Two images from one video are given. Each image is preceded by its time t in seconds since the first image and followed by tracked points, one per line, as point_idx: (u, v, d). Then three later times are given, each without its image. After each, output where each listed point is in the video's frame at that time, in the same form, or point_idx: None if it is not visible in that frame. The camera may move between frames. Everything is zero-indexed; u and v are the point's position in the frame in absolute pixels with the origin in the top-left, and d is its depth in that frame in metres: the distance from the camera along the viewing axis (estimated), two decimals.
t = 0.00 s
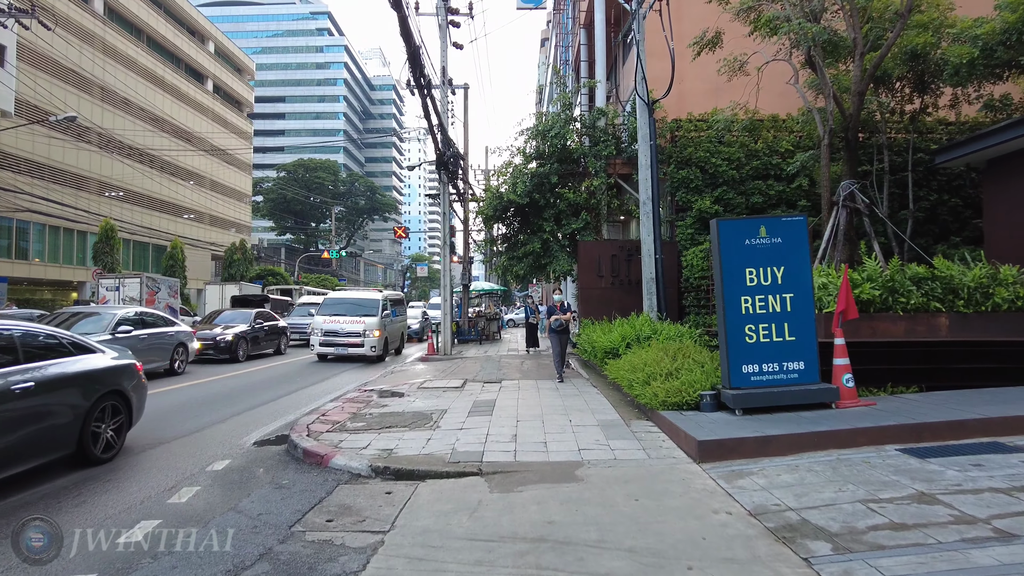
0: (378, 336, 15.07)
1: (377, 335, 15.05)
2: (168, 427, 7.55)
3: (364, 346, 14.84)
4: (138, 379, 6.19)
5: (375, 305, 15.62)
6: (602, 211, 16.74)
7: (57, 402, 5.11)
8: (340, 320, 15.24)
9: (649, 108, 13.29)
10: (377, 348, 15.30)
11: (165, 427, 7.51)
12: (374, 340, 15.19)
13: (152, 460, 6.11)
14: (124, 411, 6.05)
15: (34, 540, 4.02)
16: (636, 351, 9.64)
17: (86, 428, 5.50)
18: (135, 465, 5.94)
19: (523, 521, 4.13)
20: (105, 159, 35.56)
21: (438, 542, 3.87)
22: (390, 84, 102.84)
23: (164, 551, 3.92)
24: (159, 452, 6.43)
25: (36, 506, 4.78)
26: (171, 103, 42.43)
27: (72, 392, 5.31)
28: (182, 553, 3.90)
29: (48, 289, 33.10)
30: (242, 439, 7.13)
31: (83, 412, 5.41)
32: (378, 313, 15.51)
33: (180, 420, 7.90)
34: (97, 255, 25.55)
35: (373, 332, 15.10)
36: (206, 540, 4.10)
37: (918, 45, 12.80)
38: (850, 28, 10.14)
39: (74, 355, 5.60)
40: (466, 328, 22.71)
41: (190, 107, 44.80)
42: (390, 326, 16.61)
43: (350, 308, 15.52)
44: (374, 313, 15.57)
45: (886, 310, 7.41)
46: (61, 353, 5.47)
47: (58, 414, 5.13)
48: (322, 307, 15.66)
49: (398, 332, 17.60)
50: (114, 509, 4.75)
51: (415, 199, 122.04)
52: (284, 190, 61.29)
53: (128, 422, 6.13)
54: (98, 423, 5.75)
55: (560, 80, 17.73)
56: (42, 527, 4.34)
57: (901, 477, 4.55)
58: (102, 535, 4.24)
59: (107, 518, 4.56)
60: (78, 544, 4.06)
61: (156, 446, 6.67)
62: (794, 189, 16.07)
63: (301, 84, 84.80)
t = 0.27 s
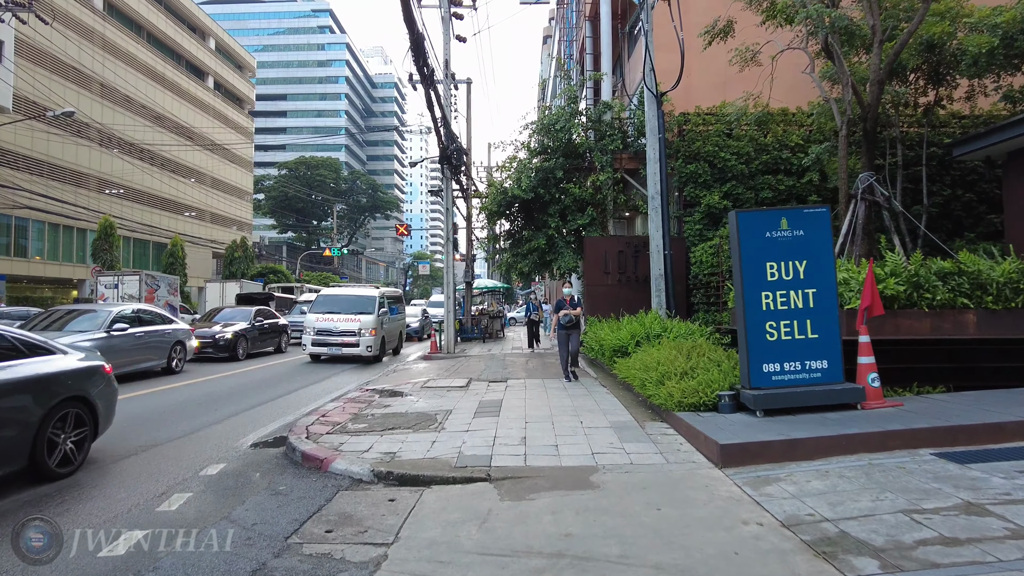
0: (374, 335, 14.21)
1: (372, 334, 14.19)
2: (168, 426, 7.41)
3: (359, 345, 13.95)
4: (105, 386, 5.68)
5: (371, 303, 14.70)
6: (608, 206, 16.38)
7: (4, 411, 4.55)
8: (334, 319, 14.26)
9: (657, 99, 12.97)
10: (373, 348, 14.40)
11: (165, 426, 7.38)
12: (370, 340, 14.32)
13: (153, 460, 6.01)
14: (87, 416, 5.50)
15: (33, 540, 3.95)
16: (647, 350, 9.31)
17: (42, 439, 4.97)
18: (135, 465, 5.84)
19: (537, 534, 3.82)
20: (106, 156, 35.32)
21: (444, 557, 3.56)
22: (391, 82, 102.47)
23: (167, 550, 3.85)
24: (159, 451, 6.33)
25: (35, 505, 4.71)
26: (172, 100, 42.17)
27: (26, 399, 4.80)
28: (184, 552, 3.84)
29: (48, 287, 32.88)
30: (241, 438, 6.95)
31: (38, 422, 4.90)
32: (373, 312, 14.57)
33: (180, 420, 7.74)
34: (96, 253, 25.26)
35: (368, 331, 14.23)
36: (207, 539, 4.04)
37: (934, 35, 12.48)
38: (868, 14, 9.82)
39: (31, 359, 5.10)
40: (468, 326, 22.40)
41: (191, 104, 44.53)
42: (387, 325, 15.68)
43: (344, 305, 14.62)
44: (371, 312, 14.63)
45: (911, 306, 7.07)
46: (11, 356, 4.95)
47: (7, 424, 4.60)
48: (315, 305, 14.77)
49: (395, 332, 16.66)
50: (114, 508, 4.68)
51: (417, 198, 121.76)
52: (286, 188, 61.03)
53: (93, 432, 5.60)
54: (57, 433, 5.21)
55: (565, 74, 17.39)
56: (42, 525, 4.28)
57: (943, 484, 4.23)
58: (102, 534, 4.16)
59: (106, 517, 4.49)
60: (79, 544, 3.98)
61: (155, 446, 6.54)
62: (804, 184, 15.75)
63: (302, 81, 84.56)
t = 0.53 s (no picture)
0: (368, 337, 13.13)
1: (367, 336, 13.13)
2: (167, 429, 7.30)
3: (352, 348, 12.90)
4: (62, 397, 5.15)
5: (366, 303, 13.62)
6: (614, 204, 16.00)
7: None
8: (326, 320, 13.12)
9: (666, 94, 12.61)
10: (369, 351, 13.36)
11: (164, 429, 7.28)
12: (364, 342, 13.28)
13: (153, 463, 5.97)
14: (39, 428, 4.93)
15: (33, 541, 3.95)
16: (658, 353, 8.94)
17: None
18: (135, 469, 5.81)
19: (552, 556, 3.50)
20: (105, 154, 35.03)
21: None
22: (393, 81, 102.04)
23: (169, 551, 3.87)
24: (160, 455, 6.28)
25: (36, 508, 4.71)
26: (172, 98, 41.86)
27: None
28: (184, 552, 3.85)
29: (47, 286, 32.59)
30: (242, 441, 6.81)
31: None
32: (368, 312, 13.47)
33: (180, 422, 7.63)
34: (93, 252, 24.92)
35: (362, 332, 13.14)
36: (208, 539, 4.05)
37: (952, 28, 12.11)
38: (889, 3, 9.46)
39: None
40: (471, 326, 22.05)
41: (191, 103, 44.23)
42: (383, 326, 14.60)
43: (336, 305, 13.54)
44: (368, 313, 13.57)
45: (939, 308, 6.69)
46: None
47: None
48: (305, 304, 13.67)
49: (391, 334, 15.62)
50: (113, 510, 4.68)
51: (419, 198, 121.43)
52: (286, 187, 60.71)
53: (49, 448, 5.04)
54: (4, 449, 4.64)
55: (571, 69, 17.02)
56: (41, 526, 4.30)
57: (992, 501, 3.89)
58: (101, 534, 4.17)
59: (106, 518, 4.49)
60: (78, 544, 4.00)
61: (155, 449, 6.45)
62: (815, 182, 15.39)
63: (304, 81, 84.29)
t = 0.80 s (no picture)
0: (360, 338, 11.95)
1: (359, 336, 11.92)
2: (169, 429, 7.14)
3: (343, 349, 11.73)
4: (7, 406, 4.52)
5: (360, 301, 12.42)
6: (618, 200, 15.60)
7: None
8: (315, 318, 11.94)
9: (674, 86, 12.26)
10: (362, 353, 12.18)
11: (165, 429, 7.12)
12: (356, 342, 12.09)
13: (155, 463, 5.85)
14: None
15: (33, 538, 3.87)
16: (667, 353, 8.57)
17: None
18: (138, 468, 5.68)
19: None
20: (103, 152, 34.72)
21: None
22: (394, 79, 101.64)
23: (174, 551, 3.80)
24: (162, 454, 6.14)
25: (37, 508, 4.62)
26: (171, 96, 41.55)
27: None
28: (171, 565, 3.60)
29: (45, 285, 32.28)
30: (245, 440, 6.65)
31: None
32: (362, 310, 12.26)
33: (181, 423, 7.45)
34: (89, 249, 24.57)
35: (354, 332, 11.95)
36: (190, 555, 3.73)
37: (968, 17, 11.76)
38: None
39: None
40: (472, 325, 21.70)
41: (190, 100, 43.92)
42: (378, 326, 13.40)
43: (326, 303, 12.32)
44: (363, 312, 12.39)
45: (967, 305, 6.34)
46: None
47: None
48: (292, 303, 12.47)
49: (387, 334, 14.43)
50: (115, 510, 4.59)
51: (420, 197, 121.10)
52: (287, 185, 60.38)
53: None
54: None
55: (574, 62, 16.66)
56: (42, 524, 4.23)
57: None
58: (103, 534, 4.09)
59: (108, 517, 4.42)
60: (82, 544, 3.90)
61: (157, 449, 6.31)
62: (824, 177, 15.04)
63: (304, 79, 83.98)
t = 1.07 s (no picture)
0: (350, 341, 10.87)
1: (349, 339, 10.84)
2: (170, 430, 7.09)
3: (332, 354, 10.66)
4: None
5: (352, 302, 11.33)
6: (623, 197, 15.21)
7: None
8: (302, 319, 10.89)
9: (681, 80, 11.94)
10: (354, 357, 11.11)
11: (167, 430, 7.07)
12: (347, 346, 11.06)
13: (157, 463, 5.83)
14: None
15: (34, 538, 3.90)
16: (676, 357, 8.26)
17: None
18: (140, 469, 5.67)
19: None
20: (101, 150, 34.44)
21: None
22: (394, 78, 101.21)
23: (172, 551, 3.82)
24: (164, 455, 6.11)
25: (39, 509, 4.63)
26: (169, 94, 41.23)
27: None
28: None
29: (43, 285, 31.99)
30: (247, 441, 6.59)
31: None
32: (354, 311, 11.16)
33: (182, 424, 7.38)
34: (86, 249, 24.26)
35: (344, 335, 10.86)
36: None
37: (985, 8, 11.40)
38: None
39: None
40: (474, 325, 21.35)
41: (189, 99, 43.61)
42: (371, 327, 12.33)
43: (314, 303, 11.24)
44: (355, 313, 11.31)
45: (999, 306, 6.00)
46: None
47: None
48: (277, 303, 11.38)
49: (381, 335, 13.37)
50: (116, 512, 4.59)
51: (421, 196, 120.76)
52: (287, 185, 60.04)
53: None
54: None
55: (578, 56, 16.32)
56: (43, 524, 4.25)
57: None
58: (104, 535, 4.11)
59: (109, 519, 4.44)
60: (80, 544, 3.93)
61: (158, 450, 6.27)
62: (834, 174, 14.70)
63: (305, 78, 83.68)
